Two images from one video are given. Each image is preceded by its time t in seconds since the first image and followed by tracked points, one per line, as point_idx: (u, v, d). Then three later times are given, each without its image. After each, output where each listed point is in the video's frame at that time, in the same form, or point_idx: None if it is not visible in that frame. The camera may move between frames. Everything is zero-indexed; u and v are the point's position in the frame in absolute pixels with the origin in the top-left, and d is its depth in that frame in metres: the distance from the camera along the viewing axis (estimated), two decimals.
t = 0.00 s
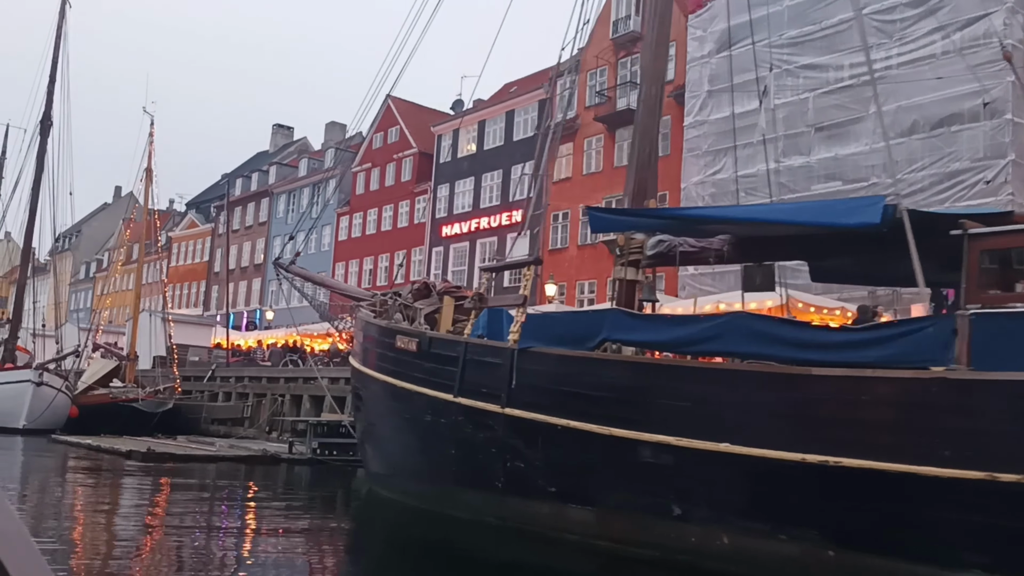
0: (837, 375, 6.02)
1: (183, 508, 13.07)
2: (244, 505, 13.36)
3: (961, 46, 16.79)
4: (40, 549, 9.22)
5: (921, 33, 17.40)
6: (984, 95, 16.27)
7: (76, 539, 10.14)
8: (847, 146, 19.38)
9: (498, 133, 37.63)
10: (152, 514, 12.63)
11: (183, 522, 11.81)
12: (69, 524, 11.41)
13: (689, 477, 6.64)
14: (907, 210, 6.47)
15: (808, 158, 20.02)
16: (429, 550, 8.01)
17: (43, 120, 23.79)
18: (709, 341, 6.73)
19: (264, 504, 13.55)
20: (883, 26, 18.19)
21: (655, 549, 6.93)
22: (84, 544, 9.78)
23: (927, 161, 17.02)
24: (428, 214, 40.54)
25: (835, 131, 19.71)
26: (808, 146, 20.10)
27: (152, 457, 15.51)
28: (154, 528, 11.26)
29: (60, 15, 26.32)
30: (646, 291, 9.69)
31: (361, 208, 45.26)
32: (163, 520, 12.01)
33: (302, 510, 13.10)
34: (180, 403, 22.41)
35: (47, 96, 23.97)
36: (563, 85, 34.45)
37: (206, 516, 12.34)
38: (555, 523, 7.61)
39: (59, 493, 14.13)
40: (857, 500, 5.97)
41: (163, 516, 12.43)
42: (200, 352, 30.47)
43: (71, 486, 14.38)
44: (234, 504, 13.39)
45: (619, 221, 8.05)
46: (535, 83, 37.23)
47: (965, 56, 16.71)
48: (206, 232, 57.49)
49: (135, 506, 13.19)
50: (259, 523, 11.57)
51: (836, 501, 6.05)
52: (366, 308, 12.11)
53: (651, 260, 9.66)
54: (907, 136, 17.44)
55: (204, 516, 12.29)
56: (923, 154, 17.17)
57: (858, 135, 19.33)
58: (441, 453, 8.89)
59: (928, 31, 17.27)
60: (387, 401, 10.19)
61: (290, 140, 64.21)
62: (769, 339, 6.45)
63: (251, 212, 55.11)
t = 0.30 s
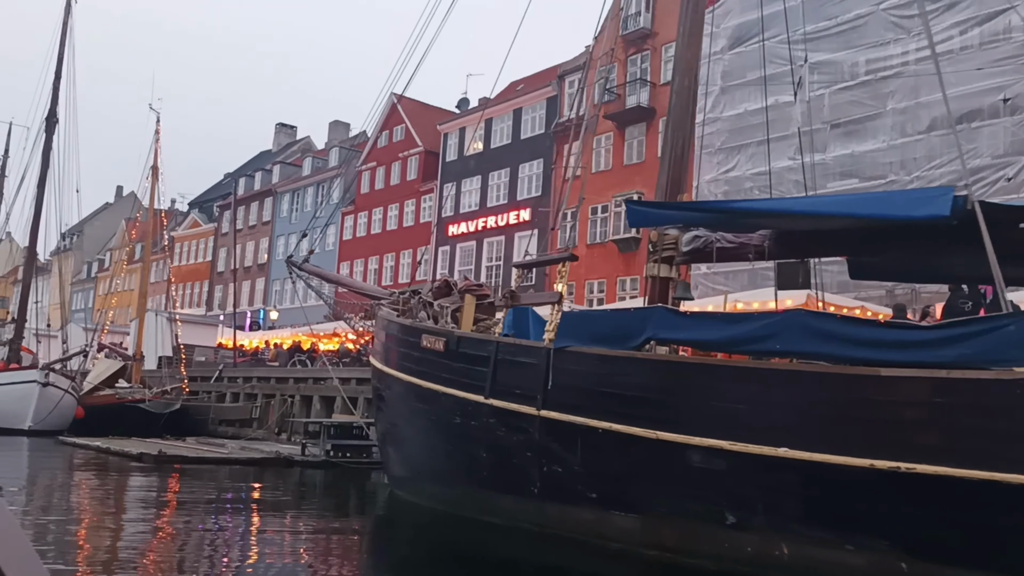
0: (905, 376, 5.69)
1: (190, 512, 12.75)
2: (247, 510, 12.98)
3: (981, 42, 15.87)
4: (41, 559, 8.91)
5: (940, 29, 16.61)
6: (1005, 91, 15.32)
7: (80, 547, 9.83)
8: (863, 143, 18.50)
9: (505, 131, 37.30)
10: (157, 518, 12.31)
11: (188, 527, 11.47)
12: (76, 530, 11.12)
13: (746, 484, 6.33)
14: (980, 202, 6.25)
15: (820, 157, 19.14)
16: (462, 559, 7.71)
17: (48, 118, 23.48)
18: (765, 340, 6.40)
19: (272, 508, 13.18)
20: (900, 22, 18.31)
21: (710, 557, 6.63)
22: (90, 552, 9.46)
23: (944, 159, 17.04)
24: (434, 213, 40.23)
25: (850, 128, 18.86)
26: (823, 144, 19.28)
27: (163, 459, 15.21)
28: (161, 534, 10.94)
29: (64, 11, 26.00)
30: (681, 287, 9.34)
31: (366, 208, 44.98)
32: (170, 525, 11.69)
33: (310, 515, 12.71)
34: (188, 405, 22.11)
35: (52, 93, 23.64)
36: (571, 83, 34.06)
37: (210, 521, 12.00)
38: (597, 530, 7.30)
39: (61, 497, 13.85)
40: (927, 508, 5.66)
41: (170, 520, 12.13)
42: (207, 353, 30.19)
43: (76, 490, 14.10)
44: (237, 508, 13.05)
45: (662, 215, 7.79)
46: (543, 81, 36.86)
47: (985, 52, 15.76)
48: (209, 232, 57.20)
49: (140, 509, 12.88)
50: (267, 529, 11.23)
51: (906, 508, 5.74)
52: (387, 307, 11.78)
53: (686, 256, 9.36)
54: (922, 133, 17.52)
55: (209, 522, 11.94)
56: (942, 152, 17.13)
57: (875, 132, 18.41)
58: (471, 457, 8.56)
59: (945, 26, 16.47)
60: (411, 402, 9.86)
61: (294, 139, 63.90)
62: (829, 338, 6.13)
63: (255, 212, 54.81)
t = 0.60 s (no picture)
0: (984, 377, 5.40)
1: (197, 514, 12.40)
2: (255, 513, 12.62)
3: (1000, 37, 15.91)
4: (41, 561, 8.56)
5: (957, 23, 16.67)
6: None
7: (85, 549, 9.49)
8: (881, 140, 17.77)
9: (513, 129, 36.95)
10: (164, 520, 11.97)
11: (192, 530, 11.12)
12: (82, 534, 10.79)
13: (808, 491, 6.03)
14: None
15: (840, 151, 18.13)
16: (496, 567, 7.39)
17: (54, 114, 23.16)
18: (827, 339, 6.09)
19: (281, 511, 12.82)
20: (918, 16, 17.60)
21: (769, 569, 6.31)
22: (94, 554, 9.13)
23: (966, 155, 15.99)
24: (440, 212, 39.91)
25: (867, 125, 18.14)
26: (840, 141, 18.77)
27: (174, 460, 14.86)
28: (166, 538, 10.58)
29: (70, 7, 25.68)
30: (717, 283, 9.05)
31: (371, 207, 44.66)
32: (178, 528, 11.35)
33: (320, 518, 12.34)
34: (195, 406, 21.78)
35: (58, 89, 23.29)
36: (579, 80, 33.77)
37: (216, 524, 11.65)
38: (642, 539, 6.97)
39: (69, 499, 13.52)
40: (1007, 518, 5.35)
41: (179, 522, 11.79)
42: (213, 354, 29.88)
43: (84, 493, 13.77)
44: (241, 511, 12.68)
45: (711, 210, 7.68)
46: (551, 79, 36.54)
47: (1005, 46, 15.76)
48: (212, 231, 56.89)
49: (147, 512, 12.54)
50: (275, 534, 10.86)
51: (985, 519, 5.43)
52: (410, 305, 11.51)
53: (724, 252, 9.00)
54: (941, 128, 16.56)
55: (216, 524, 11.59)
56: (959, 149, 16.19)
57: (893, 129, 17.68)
58: (502, 461, 8.21)
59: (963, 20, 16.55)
60: (435, 404, 9.53)
61: (297, 138, 63.58)
62: (897, 336, 5.83)
63: (258, 211, 54.50)
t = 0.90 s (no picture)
0: None
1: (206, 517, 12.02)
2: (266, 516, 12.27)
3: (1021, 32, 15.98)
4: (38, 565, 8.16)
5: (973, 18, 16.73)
6: None
7: (90, 554, 9.19)
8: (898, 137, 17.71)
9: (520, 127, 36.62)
10: (170, 523, 11.60)
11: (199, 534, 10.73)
12: (87, 538, 10.41)
13: (876, 498, 5.74)
14: None
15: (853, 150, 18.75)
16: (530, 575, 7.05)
17: (60, 111, 22.84)
18: (892, 337, 5.79)
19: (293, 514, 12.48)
20: (935, 11, 17.51)
21: None
22: (99, 558, 8.83)
23: (985, 151, 16.15)
24: (447, 211, 39.59)
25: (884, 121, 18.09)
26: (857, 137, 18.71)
27: (186, 463, 14.52)
28: (172, 542, 10.20)
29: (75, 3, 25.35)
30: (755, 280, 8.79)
31: (377, 206, 44.30)
32: (185, 531, 10.96)
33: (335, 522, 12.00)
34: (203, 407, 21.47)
35: (64, 86, 22.96)
36: (588, 78, 33.48)
37: (225, 527, 11.27)
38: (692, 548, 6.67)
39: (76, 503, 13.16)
40: None
41: (187, 525, 11.42)
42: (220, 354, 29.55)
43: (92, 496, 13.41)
44: (245, 514, 12.30)
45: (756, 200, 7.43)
46: (558, 76, 36.21)
47: None
48: (215, 231, 56.58)
49: (154, 515, 12.17)
50: (287, 538, 10.46)
51: None
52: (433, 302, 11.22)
53: (764, 249, 8.67)
54: (959, 125, 16.68)
55: (223, 527, 11.19)
56: (979, 144, 16.34)
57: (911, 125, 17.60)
58: (536, 465, 7.87)
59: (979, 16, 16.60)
60: (461, 405, 9.22)
61: (300, 137, 63.27)
62: (968, 334, 5.53)
63: (262, 210, 54.16)
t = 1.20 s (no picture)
0: None
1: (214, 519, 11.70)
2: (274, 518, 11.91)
3: None
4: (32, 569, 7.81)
5: (991, 12, 16.35)
6: None
7: (96, 558, 8.89)
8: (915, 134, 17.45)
9: (528, 125, 36.29)
10: (174, 526, 11.25)
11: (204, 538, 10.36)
12: (88, 543, 10.08)
13: (950, 506, 5.45)
14: None
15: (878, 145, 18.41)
16: None
17: (66, 107, 22.52)
18: (967, 336, 5.53)
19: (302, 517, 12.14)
20: (954, 5, 17.11)
21: None
22: (105, 563, 8.53)
23: (1004, 149, 15.81)
24: (453, 210, 39.28)
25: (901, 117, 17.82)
26: (873, 133, 18.43)
27: (197, 466, 14.19)
28: (177, 546, 9.84)
29: None
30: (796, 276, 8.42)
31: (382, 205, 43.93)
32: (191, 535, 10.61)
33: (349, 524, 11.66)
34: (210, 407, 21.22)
35: (70, 82, 22.63)
36: (597, 75, 33.16)
37: (232, 531, 10.90)
38: (745, 558, 6.36)
39: (81, 508, 12.79)
40: None
41: (193, 529, 11.05)
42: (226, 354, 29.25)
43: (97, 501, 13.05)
44: (246, 516, 11.96)
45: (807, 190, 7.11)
46: (566, 74, 35.88)
47: None
48: (219, 230, 56.30)
49: (157, 519, 11.81)
50: (297, 542, 10.10)
51: None
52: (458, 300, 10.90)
53: (805, 245, 8.22)
54: (978, 121, 16.30)
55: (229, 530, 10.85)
56: (999, 142, 15.96)
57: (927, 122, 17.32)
58: (573, 469, 7.55)
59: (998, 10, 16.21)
60: (490, 406, 8.91)
61: (303, 136, 62.95)
62: None
63: (265, 209, 53.85)
